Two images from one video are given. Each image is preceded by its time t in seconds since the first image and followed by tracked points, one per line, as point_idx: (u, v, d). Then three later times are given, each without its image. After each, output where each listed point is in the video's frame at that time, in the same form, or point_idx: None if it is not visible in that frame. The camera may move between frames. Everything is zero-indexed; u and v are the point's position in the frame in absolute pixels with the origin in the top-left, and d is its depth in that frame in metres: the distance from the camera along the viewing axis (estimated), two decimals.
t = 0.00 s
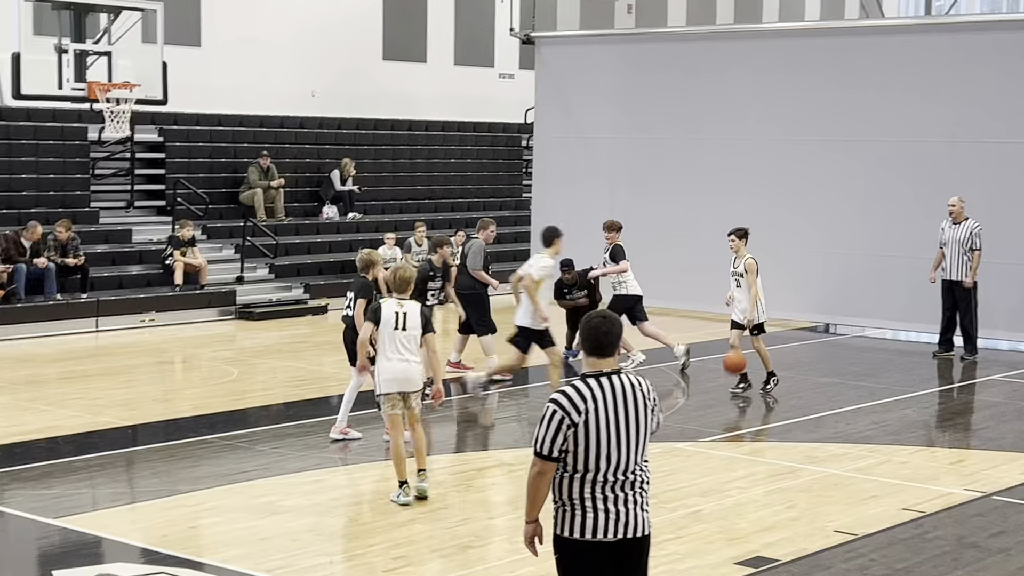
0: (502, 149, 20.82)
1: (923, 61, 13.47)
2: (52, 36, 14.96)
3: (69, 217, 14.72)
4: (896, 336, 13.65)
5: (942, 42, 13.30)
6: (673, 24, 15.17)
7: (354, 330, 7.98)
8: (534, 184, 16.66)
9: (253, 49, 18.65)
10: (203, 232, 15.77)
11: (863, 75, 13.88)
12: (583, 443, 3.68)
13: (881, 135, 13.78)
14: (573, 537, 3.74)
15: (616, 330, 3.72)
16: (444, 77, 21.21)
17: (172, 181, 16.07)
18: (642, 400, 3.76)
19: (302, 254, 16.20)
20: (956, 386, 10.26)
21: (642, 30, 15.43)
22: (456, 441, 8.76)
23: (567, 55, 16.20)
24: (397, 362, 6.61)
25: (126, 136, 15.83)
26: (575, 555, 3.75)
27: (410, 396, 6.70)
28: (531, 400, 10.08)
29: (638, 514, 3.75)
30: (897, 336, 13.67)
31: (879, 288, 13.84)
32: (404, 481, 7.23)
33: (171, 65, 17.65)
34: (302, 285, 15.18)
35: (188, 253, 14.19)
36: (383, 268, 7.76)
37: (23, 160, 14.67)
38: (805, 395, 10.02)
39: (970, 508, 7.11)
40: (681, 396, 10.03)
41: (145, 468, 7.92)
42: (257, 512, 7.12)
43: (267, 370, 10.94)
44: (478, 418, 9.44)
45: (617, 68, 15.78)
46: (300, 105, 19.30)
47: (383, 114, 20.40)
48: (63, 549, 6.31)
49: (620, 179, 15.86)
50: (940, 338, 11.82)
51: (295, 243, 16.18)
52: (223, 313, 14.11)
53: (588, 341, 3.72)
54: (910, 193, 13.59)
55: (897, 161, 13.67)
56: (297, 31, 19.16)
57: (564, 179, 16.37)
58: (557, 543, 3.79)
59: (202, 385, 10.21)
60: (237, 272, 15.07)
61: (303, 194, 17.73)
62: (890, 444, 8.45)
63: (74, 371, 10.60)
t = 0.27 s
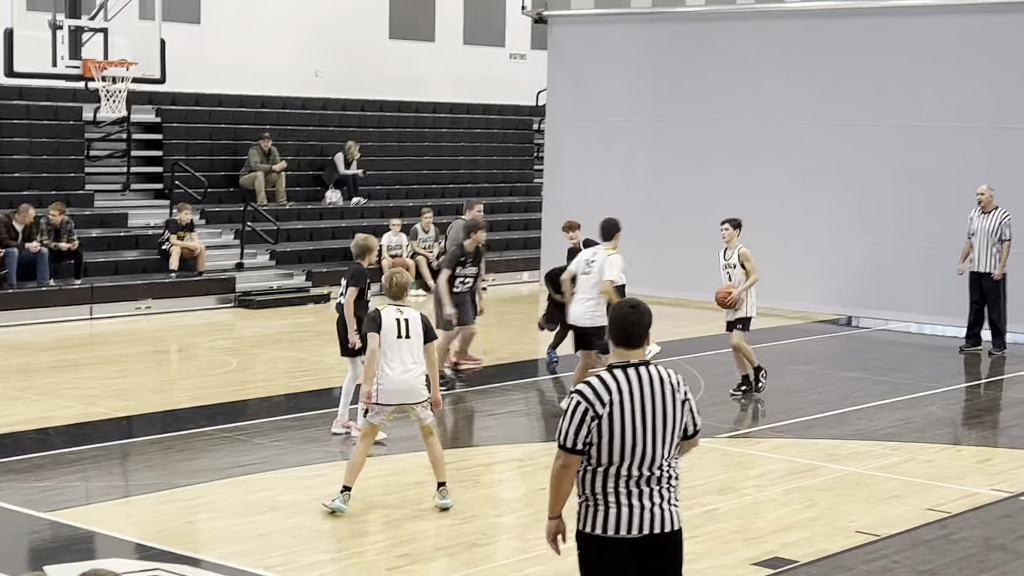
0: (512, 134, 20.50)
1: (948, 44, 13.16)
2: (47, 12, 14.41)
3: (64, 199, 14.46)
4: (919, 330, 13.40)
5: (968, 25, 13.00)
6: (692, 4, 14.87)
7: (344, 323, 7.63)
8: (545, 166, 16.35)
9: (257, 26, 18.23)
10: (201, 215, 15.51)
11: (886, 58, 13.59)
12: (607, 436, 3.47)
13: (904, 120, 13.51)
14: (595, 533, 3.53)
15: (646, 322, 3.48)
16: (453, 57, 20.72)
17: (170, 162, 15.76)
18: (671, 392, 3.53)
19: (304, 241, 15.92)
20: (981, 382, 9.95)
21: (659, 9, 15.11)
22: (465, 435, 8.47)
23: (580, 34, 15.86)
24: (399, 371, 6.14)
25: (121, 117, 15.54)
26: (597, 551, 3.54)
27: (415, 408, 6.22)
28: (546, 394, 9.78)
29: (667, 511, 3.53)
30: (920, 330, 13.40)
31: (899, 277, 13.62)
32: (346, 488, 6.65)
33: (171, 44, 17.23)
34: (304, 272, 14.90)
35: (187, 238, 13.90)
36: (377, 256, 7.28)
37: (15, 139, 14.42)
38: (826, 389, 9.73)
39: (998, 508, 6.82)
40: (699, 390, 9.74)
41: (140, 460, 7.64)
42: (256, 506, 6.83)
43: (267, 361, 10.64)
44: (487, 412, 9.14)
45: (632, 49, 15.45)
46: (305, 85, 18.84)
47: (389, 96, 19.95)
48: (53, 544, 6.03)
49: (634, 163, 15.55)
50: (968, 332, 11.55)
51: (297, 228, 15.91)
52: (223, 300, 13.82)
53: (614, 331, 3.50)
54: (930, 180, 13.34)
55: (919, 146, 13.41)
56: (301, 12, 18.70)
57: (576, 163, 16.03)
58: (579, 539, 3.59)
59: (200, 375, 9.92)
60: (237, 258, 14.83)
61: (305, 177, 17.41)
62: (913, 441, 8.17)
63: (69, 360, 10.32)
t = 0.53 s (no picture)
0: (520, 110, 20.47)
1: (961, 27, 13.02)
2: None
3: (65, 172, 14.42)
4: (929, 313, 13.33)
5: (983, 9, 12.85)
6: None
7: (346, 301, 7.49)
8: (554, 145, 16.29)
9: None
10: (204, 194, 15.45)
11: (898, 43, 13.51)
12: (627, 415, 3.44)
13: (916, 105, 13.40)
14: (614, 513, 3.48)
15: (671, 302, 3.48)
16: (460, 30, 20.41)
17: (174, 138, 15.68)
18: (695, 373, 3.49)
19: (308, 221, 15.84)
20: (992, 363, 9.86)
21: None
22: (473, 414, 8.40)
23: (590, 10, 15.78)
24: (363, 348, 5.96)
25: (123, 91, 15.47)
26: (616, 531, 3.49)
27: (375, 386, 6.07)
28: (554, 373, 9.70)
29: (688, 491, 3.47)
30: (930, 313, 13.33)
31: (909, 260, 13.51)
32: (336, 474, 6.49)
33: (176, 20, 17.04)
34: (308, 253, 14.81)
35: (189, 214, 13.82)
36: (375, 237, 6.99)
37: (17, 112, 14.38)
38: (837, 369, 9.65)
39: (1011, 491, 6.73)
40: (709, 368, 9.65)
41: (142, 437, 7.57)
42: (260, 485, 6.76)
43: (271, 339, 10.56)
44: (491, 392, 9.04)
45: (644, 28, 15.35)
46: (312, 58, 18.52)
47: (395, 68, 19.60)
48: (55, 522, 5.96)
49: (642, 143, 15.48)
50: (980, 312, 11.48)
51: (302, 208, 15.79)
52: (225, 278, 13.70)
53: (639, 309, 3.49)
54: (940, 165, 13.24)
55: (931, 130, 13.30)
56: None
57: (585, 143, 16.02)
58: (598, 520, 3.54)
59: (203, 352, 9.84)
60: (241, 237, 14.74)
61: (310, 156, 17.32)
62: (924, 423, 8.09)
63: (71, 337, 10.23)
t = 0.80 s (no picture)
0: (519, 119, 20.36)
1: (958, 36, 13.06)
2: None
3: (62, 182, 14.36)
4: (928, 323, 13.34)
5: (979, 18, 12.89)
6: None
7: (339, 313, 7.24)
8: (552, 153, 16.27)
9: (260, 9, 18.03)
10: (202, 201, 15.42)
11: (895, 50, 13.52)
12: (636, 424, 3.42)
13: (913, 113, 13.42)
14: (620, 522, 3.47)
15: (684, 314, 3.47)
16: (459, 40, 20.55)
17: (172, 147, 15.63)
18: (706, 386, 3.46)
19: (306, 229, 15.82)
20: (991, 376, 9.86)
21: None
22: (471, 425, 8.38)
23: (587, 19, 15.77)
24: (327, 353, 5.92)
25: (121, 100, 15.38)
26: (621, 540, 3.48)
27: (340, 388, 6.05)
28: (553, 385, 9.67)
29: (694, 504, 3.45)
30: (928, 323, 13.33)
31: (906, 270, 13.54)
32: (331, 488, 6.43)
33: (175, 30, 17.11)
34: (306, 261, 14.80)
35: (187, 225, 13.75)
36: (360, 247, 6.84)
37: (13, 123, 14.31)
38: (836, 381, 9.65)
39: (1008, 503, 6.72)
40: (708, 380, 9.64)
41: (139, 447, 7.54)
42: (256, 495, 6.73)
43: (268, 350, 10.55)
44: (491, 402, 9.03)
45: (641, 37, 15.33)
46: (309, 69, 18.68)
47: (393, 79, 19.77)
48: (50, 532, 5.93)
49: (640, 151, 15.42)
50: (979, 325, 11.48)
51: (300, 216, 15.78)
52: (223, 286, 13.71)
53: (652, 320, 3.48)
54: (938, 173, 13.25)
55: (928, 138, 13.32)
56: None
57: (582, 151, 15.95)
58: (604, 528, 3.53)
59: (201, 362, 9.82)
60: (239, 245, 14.73)
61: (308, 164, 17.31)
62: (923, 435, 8.08)
63: (68, 346, 10.21)
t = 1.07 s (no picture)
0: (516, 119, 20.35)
1: (956, 36, 13.04)
2: None
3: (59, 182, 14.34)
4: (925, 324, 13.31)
5: (977, 18, 12.88)
6: None
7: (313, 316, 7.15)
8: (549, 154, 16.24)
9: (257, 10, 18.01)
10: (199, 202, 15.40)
11: (893, 51, 13.49)
12: (644, 426, 3.41)
13: (912, 113, 13.39)
14: (626, 524, 3.45)
15: (693, 316, 3.45)
16: (455, 40, 20.54)
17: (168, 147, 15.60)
18: (714, 388, 3.46)
19: (303, 229, 15.81)
20: (987, 377, 9.85)
21: None
22: (466, 425, 8.38)
23: (585, 20, 15.73)
24: (277, 357, 5.93)
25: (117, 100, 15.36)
26: (626, 542, 3.46)
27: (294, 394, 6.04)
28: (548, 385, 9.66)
29: (699, 506, 3.44)
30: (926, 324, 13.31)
31: (904, 271, 13.53)
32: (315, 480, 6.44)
33: (171, 31, 17.10)
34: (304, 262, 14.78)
35: (182, 225, 13.76)
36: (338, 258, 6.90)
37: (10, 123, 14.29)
38: (833, 382, 9.63)
39: (1005, 504, 6.71)
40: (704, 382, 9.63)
41: (133, 448, 7.53)
42: (252, 496, 6.72)
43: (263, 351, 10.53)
44: (486, 403, 9.03)
45: (639, 37, 15.30)
46: (306, 69, 18.66)
47: (389, 80, 19.75)
48: (45, 533, 5.91)
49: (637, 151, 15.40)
50: (976, 326, 11.44)
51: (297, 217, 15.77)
52: (219, 287, 13.70)
53: (660, 322, 3.46)
54: (936, 173, 13.23)
55: (927, 139, 13.29)
56: None
57: (579, 151, 15.91)
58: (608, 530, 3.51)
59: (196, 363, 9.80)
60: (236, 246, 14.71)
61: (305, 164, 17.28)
62: (920, 436, 8.07)
63: (64, 347, 10.19)
